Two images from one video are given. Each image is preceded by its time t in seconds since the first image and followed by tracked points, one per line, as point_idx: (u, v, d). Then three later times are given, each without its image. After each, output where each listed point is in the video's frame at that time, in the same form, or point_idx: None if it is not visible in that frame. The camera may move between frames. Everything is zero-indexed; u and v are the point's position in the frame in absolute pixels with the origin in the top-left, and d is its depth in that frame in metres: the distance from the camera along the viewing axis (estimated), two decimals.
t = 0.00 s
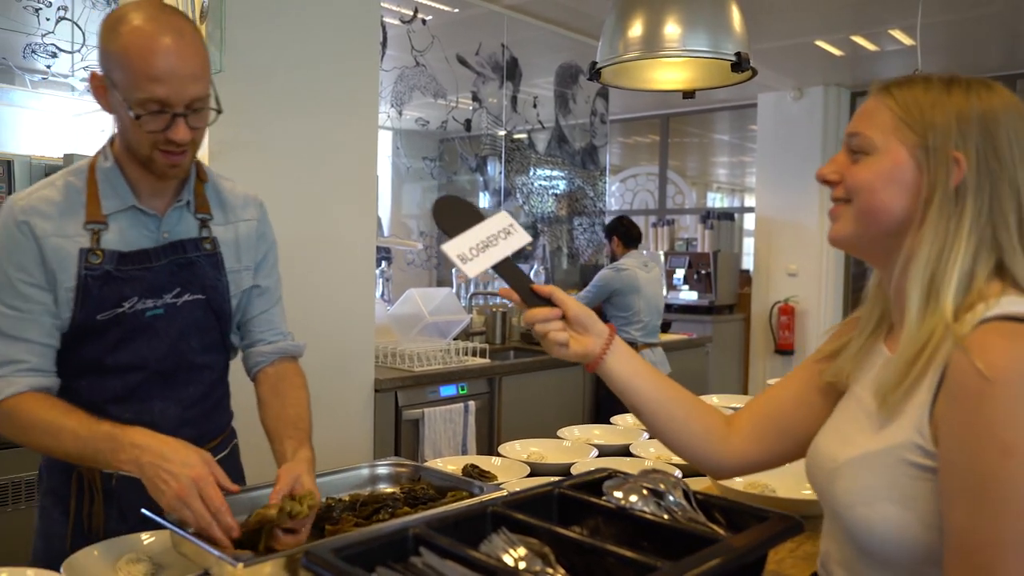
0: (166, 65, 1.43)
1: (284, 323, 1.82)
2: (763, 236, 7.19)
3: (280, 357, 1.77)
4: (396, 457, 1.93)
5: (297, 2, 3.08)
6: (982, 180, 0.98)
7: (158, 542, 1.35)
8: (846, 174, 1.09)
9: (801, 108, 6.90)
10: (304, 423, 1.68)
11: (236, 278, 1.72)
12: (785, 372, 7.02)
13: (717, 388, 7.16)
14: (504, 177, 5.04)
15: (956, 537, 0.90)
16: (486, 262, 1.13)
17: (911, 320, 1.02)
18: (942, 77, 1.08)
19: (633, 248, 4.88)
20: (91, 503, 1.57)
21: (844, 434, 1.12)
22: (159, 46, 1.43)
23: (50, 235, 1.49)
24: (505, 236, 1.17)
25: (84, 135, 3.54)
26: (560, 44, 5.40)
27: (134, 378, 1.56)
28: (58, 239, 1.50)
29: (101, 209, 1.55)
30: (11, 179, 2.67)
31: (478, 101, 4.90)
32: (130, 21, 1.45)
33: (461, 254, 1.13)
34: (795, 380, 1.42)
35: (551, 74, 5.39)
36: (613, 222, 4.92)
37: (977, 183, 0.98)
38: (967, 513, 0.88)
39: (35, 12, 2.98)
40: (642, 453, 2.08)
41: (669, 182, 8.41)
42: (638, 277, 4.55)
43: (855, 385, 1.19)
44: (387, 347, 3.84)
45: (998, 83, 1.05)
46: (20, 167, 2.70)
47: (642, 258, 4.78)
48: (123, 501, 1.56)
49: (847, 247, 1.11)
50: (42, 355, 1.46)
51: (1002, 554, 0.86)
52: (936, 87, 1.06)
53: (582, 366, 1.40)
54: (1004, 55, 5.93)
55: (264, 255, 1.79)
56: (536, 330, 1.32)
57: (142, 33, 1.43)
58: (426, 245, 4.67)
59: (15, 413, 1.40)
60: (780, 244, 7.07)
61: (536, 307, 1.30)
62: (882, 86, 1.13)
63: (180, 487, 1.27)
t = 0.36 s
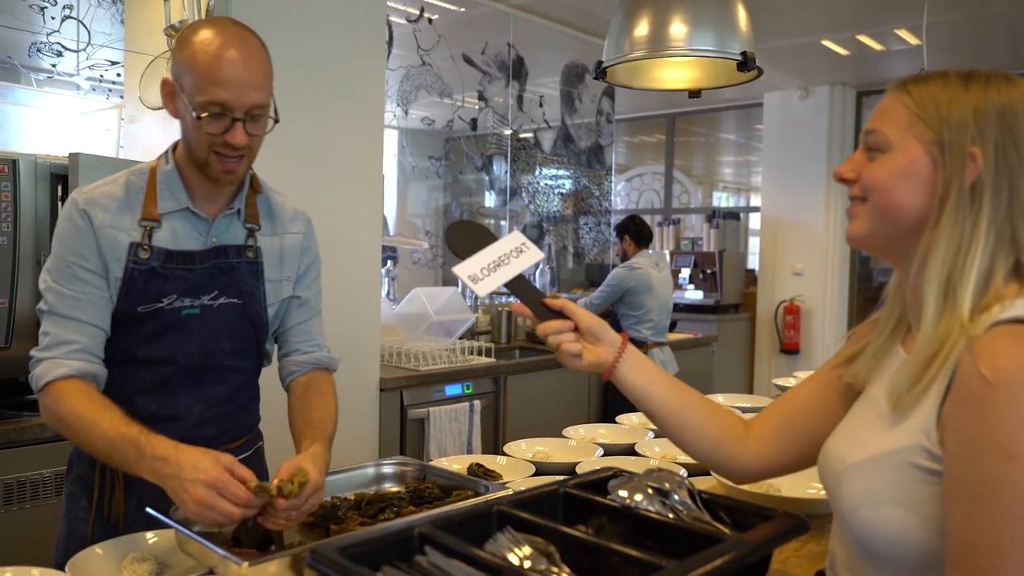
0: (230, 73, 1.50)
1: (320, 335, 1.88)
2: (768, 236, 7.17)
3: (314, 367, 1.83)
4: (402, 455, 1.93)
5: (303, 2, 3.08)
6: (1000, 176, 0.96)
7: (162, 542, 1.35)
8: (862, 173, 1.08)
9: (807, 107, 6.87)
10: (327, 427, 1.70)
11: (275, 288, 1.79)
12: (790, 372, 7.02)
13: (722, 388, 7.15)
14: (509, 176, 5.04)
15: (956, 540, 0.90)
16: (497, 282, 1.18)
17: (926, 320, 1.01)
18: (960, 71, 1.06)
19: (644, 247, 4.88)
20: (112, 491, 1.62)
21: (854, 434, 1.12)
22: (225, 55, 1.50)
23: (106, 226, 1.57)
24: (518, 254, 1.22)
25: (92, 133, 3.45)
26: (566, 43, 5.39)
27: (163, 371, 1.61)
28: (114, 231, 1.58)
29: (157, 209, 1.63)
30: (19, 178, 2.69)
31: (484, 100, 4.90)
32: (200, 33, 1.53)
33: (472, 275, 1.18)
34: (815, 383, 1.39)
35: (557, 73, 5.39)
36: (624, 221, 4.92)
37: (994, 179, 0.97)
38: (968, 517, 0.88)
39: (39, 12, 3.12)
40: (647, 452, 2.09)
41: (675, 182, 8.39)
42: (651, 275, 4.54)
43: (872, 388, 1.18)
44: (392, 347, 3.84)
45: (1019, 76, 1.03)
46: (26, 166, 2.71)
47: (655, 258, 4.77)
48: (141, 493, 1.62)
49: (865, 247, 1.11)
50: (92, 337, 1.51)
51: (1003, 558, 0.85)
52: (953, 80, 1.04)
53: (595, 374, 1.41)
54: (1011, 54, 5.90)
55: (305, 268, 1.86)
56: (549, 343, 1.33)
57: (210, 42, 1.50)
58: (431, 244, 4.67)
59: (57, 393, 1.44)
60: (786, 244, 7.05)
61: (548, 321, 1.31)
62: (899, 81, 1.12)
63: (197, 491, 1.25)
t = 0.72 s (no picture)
0: (252, 76, 1.51)
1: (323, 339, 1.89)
2: (769, 234, 7.16)
3: (314, 371, 1.83)
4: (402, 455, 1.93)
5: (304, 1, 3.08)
6: (989, 177, 0.96)
7: (161, 540, 1.35)
8: (853, 176, 1.09)
9: (808, 106, 6.87)
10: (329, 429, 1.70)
11: (282, 291, 1.80)
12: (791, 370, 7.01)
13: (722, 386, 7.15)
14: (510, 174, 5.04)
15: (952, 539, 0.90)
16: (500, 299, 1.19)
17: (924, 321, 1.01)
18: (949, 69, 1.06)
19: (645, 246, 4.88)
20: (116, 492, 1.63)
21: (854, 433, 1.12)
22: (247, 59, 1.52)
23: (120, 223, 1.58)
24: (521, 270, 1.22)
25: (93, 133, 3.43)
26: (566, 41, 5.39)
27: (170, 371, 1.61)
28: (127, 229, 1.59)
29: (170, 208, 1.63)
30: (20, 177, 2.68)
31: (484, 98, 4.90)
32: (223, 37, 1.54)
33: (474, 294, 1.18)
34: (812, 387, 1.40)
35: (557, 71, 5.39)
36: (625, 220, 4.92)
37: (984, 180, 0.96)
38: (965, 517, 0.88)
39: (39, 10, 3.12)
40: (648, 451, 2.10)
41: (675, 180, 8.38)
42: (653, 275, 4.54)
43: (873, 388, 1.18)
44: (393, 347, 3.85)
45: (1008, 72, 1.02)
46: (27, 165, 2.71)
47: (656, 256, 4.77)
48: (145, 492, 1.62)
49: (858, 249, 1.11)
50: (99, 334, 1.51)
51: (998, 557, 0.85)
52: (941, 79, 1.04)
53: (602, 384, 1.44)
54: (1012, 53, 5.90)
55: (312, 272, 1.86)
56: (554, 356, 1.36)
57: (234, 46, 1.52)
58: (432, 242, 4.66)
59: (63, 388, 1.44)
60: (786, 242, 7.05)
61: (552, 335, 1.34)
62: (888, 82, 1.12)
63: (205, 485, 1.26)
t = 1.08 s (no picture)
0: (252, 75, 1.51)
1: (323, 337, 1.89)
2: (769, 233, 7.16)
3: (314, 368, 1.83)
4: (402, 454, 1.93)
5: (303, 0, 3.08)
6: (979, 182, 0.96)
7: (161, 540, 1.35)
8: (845, 178, 1.09)
9: (808, 105, 6.87)
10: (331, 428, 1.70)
11: (282, 290, 1.80)
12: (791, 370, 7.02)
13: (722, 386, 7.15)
14: (510, 174, 5.03)
15: (945, 537, 0.90)
16: (502, 295, 1.19)
17: (913, 324, 1.01)
18: (945, 70, 1.05)
19: (644, 246, 4.88)
20: (116, 492, 1.63)
21: (849, 432, 1.12)
22: (247, 57, 1.51)
23: (123, 222, 1.58)
24: (519, 268, 1.22)
25: (92, 132, 3.45)
26: (566, 41, 5.38)
27: (173, 370, 1.61)
28: (130, 227, 1.59)
29: (172, 207, 1.64)
30: (19, 176, 2.68)
31: (484, 98, 4.90)
32: (222, 35, 1.54)
33: (476, 291, 1.18)
34: (806, 386, 1.39)
35: (557, 71, 5.39)
36: (623, 219, 4.92)
37: (972, 188, 0.96)
38: (958, 515, 0.88)
39: (39, 10, 3.11)
40: (647, 451, 2.10)
41: (675, 179, 8.38)
42: (652, 274, 4.54)
43: (867, 388, 1.18)
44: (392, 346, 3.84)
45: (1004, 74, 1.01)
46: (26, 164, 2.71)
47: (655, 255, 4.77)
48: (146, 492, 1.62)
49: (850, 250, 1.12)
50: (104, 331, 1.51)
51: (991, 557, 0.86)
52: (935, 81, 1.04)
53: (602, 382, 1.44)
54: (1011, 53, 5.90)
55: (312, 271, 1.87)
56: (555, 353, 1.37)
57: (233, 44, 1.52)
58: (432, 242, 4.66)
59: (68, 388, 1.42)
60: (786, 242, 7.05)
61: (554, 333, 1.35)
62: (884, 81, 1.11)
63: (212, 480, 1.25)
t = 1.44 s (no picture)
0: (248, 73, 1.51)
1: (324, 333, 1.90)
2: (768, 233, 7.17)
3: (316, 364, 1.84)
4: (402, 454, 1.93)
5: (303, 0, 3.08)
6: (975, 182, 0.96)
7: (161, 540, 1.35)
8: (842, 175, 1.09)
9: (808, 105, 6.87)
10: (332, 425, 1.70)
11: (282, 288, 1.80)
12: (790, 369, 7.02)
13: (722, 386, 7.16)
14: (510, 173, 5.04)
15: (940, 532, 0.90)
16: (495, 289, 1.20)
17: (907, 320, 1.01)
18: (942, 67, 1.05)
19: (642, 246, 4.88)
20: (117, 493, 1.63)
21: (841, 426, 1.12)
22: (244, 57, 1.51)
23: (122, 224, 1.58)
24: (511, 263, 1.22)
25: (92, 132, 3.48)
26: (566, 41, 5.38)
27: (174, 370, 1.61)
28: (129, 229, 1.58)
29: (171, 207, 1.63)
30: (19, 176, 2.68)
31: (484, 97, 4.90)
32: (220, 34, 1.54)
33: (468, 285, 1.19)
34: (798, 378, 1.39)
35: (557, 70, 5.39)
36: (620, 220, 4.91)
37: (969, 187, 0.97)
38: (953, 509, 0.88)
39: (38, 10, 3.10)
40: (647, 451, 2.10)
41: (675, 178, 8.38)
42: (650, 274, 4.54)
43: (856, 383, 1.18)
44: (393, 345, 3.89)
45: (1000, 72, 1.02)
46: (26, 164, 2.70)
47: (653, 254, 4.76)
48: (147, 492, 1.62)
49: (845, 245, 1.12)
50: (97, 337, 1.51)
51: (986, 550, 0.86)
52: (933, 79, 1.03)
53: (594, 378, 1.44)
54: (1011, 53, 5.90)
55: (311, 268, 1.87)
56: (547, 348, 1.38)
57: (231, 43, 1.52)
58: (432, 242, 4.66)
59: (61, 394, 1.44)
60: (786, 242, 7.05)
61: (545, 328, 1.36)
62: (881, 78, 1.11)
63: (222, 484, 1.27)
